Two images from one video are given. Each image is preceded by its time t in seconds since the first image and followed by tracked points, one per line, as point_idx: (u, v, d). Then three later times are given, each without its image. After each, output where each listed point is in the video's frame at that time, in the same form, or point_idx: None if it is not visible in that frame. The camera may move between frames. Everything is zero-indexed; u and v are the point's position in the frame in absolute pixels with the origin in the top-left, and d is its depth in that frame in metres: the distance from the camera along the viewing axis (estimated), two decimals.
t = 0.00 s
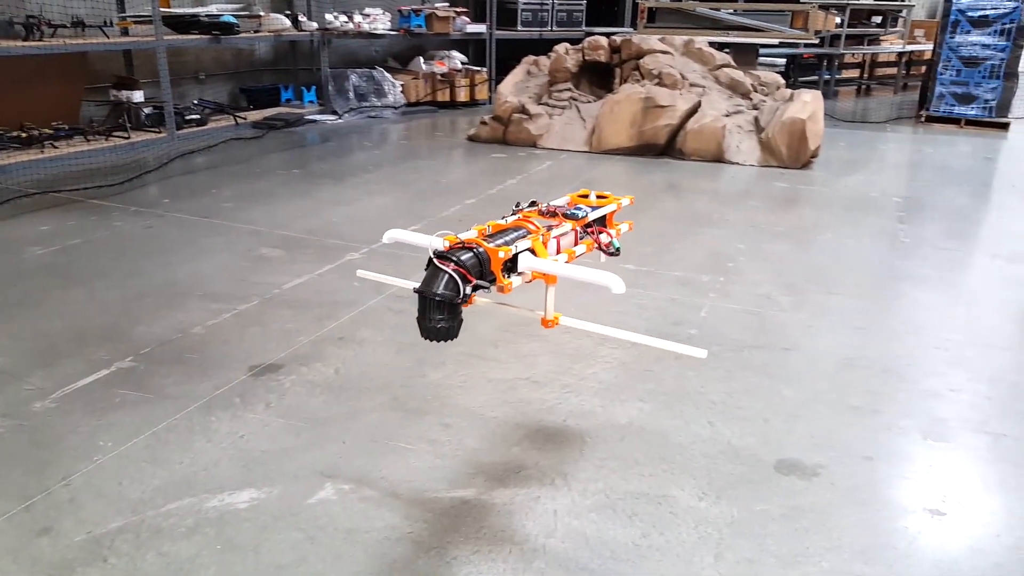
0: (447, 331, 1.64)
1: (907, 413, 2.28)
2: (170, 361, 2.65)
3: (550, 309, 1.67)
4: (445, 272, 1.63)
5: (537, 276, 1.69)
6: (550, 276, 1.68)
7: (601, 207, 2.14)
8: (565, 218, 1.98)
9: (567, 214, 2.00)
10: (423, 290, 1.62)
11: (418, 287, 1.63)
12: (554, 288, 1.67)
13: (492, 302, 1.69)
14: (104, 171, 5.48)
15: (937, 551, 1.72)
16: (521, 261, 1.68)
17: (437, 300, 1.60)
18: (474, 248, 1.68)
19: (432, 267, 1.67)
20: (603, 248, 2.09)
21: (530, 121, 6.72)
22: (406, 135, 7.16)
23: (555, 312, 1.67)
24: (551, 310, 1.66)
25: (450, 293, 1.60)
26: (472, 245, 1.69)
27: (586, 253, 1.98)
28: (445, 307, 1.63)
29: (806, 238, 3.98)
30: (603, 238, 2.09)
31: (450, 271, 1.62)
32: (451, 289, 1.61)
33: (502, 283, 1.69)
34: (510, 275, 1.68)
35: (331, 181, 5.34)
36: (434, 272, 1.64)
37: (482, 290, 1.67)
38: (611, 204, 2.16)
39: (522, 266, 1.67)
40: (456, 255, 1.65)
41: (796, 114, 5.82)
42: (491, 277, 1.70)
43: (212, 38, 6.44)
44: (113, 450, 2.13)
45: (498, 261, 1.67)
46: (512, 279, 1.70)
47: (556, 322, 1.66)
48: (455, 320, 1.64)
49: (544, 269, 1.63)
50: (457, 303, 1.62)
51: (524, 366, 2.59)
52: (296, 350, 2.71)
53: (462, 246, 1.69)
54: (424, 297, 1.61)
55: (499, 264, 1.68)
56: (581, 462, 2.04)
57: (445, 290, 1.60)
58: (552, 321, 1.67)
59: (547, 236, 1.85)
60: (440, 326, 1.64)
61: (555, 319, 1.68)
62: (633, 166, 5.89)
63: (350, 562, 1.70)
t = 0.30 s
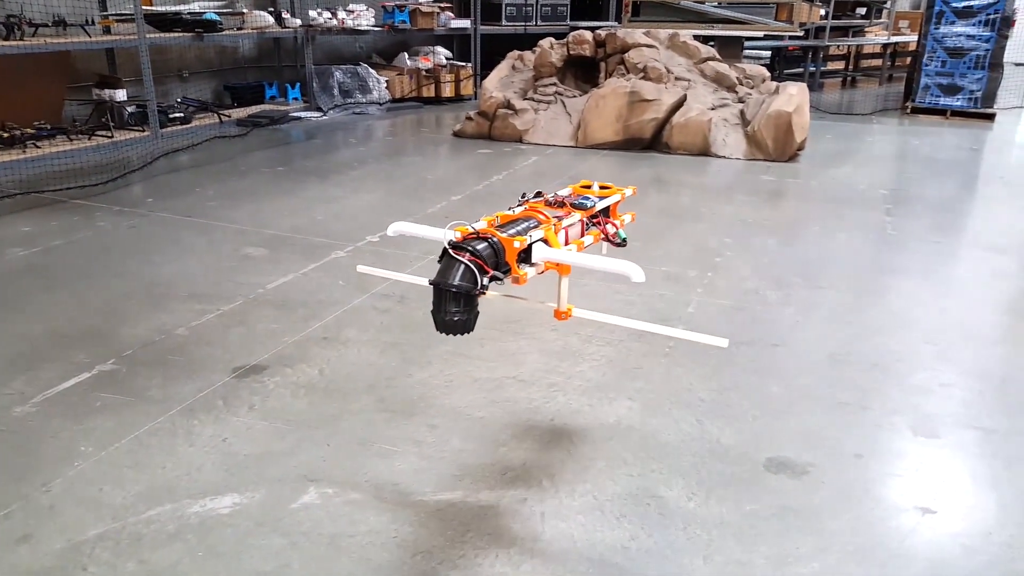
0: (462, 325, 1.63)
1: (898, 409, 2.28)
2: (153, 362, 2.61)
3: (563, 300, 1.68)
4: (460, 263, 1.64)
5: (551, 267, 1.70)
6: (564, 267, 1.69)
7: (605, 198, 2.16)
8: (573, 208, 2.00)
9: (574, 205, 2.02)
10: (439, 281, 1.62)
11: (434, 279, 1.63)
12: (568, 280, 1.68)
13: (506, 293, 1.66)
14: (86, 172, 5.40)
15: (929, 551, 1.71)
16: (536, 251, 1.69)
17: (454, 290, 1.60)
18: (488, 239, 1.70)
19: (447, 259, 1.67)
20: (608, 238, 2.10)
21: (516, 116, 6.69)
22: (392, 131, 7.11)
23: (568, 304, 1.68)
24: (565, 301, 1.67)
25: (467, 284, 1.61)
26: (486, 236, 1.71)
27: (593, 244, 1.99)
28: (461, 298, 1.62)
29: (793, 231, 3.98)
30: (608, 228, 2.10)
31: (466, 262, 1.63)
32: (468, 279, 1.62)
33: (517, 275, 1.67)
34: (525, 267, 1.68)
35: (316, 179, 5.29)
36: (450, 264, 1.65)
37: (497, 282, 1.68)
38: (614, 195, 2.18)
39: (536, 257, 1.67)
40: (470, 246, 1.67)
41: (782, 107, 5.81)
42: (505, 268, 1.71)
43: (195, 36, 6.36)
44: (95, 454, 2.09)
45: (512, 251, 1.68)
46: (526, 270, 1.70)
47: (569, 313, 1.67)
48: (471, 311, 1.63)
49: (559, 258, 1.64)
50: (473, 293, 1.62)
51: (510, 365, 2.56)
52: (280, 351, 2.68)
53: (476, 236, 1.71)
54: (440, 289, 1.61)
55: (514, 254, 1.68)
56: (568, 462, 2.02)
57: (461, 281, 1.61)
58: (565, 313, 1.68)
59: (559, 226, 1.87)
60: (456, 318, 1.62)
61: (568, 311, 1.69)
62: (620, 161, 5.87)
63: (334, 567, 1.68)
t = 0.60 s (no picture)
0: (472, 326, 1.62)
1: (879, 421, 2.27)
2: (132, 360, 2.57)
3: (569, 303, 1.74)
4: (471, 264, 1.63)
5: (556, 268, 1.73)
6: (571, 270, 1.73)
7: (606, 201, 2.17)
8: (577, 209, 1.99)
9: (578, 207, 2.01)
10: (450, 283, 1.60)
11: (444, 280, 1.62)
12: (575, 282, 1.73)
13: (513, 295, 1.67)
14: (73, 165, 5.34)
15: (908, 565, 1.70)
16: (545, 254, 1.70)
17: (465, 292, 1.59)
18: (498, 240, 1.68)
19: (457, 259, 1.66)
20: (609, 240, 2.11)
21: (509, 119, 6.67)
22: (385, 131, 7.08)
23: (575, 307, 1.74)
24: (572, 304, 1.73)
25: (478, 286, 1.60)
26: (496, 237, 1.70)
27: (595, 246, 1.99)
28: (472, 300, 1.61)
29: (781, 240, 3.98)
30: (607, 230, 2.12)
31: (477, 263, 1.62)
32: (479, 281, 1.60)
33: (526, 276, 1.68)
34: (533, 269, 1.68)
35: (305, 177, 5.26)
36: (461, 265, 1.63)
37: (507, 284, 1.67)
38: (614, 198, 2.19)
39: (544, 259, 1.69)
40: (481, 247, 1.66)
41: (774, 116, 5.82)
42: (514, 269, 1.70)
43: (188, 31, 6.32)
44: (68, 453, 2.06)
45: (522, 252, 1.67)
46: (535, 272, 1.71)
47: (576, 316, 1.73)
48: (481, 313, 1.62)
49: (567, 260, 1.65)
50: (484, 296, 1.61)
51: (493, 369, 2.54)
52: (261, 351, 2.65)
53: (485, 237, 1.70)
54: (450, 290, 1.60)
55: (523, 256, 1.68)
56: (548, 470, 2.00)
57: (472, 281, 1.59)
58: (571, 315, 1.75)
59: (564, 228, 1.85)
60: (465, 320, 1.61)
61: (574, 313, 1.75)
62: (612, 166, 5.86)
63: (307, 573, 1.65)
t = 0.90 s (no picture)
0: (483, 330, 1.59)
1: (865, 421, 2.27)
2: (115, 366, 2.54)
3: (575, 304, 1.71)
4: (482, 267, 1.60)
5: (560, 269, 1.71)
6: (577, 271, 1.71)
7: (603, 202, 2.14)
8: (578, 211, 1.96)
9: (579, 208, 1.98)
10: (461, 287, 1.58)
11: (456, 283, 1.60)
12: (580, 283, 1.71)
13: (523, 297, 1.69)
14: (57, 169, 5.29)
15: (894, 565, 1.69)
16: (551, 255, 1.67)
17: (477, 296, 1.57)
18: (508, 242, 1.67)
19: (467, 262, 1.64)
20: (607, 241, 2.09)
21: (497, 121, 6.66)
22: (374, 133, 7.05)
23: (579, 308, 1.71)
24: (578, 306, 1.70)
25: (490, 289, 1.57)
26: (505, 240, 1.68)
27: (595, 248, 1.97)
28: (483, 303, 1.59)
29: (768, 241, 3.98)
30: (606, 231, 2.09)
31: (488, 266, 1.60)
32: (490, 284, 1.58)
33: (534, 279, 1.68)
34: (542, 270, 1.69)
35: (292, 180, 5.23)
36: (472, 268, 1.61)
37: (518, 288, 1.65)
38: (611, 198, 2.16)
39: (549, 260, 1.65)
40: (491, 250, 1.63)
41: (761, 117, 5.84)
42: (523, 272, 1.68)
43: (174, 34, 6.27)
44: (48, 461, 2.02)
45: (530, 255, 1.65)
46: (543, 274, 1.70)
47: (582, 318, 1.70)
48: (492, 317, 1.59)
49: (574, 262, 1.62)
50: (496, 299, 1.58)
51: (480, 373, 2.53)
52: (246, 356, 2.62)
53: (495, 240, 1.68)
54: (461, 293, 1.58)
55: (532, 259, 1.66)
56: (535, 474, 1.99)
57: (483, 284, 1.57)
58: (576, 317, 1.71)
59: (569, 230, 1.82)
60: (477, 324, 1.59)
61: (579, 315, 1.72)
62: (600, 168, 5.86)
63: None
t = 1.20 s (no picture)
0: (497, 334, 1.58)
1: (852, 415, 2.28)
2: (99, 375, 2.51)
3: (581, 306, 1.71)
4: (494, 271, 1.58)
5: (566, 272, 1.69)
6: (583, 272, 1.68)
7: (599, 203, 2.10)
8: (578, 213, 1.92)
9: (578, 211, 1.94)
10: (474, 291, 1.57)
11: (469, 288, 1.58)
12: (586, 285, 1.68)
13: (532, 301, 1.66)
14: (38, 177, 5.23)
15: (883, 558, 1.69)
16: (558, 259, 1.64)
17: (490, 301, 1.55)
18: (517, 247, 1.63)
19: (479, 266, 1.62)
20: (605, 242, 2.04)
21: (483, 122, 6.64)
22: (359, 136, 7.02)
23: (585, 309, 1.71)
24: (584, 307, 1.70)
25: (503, 294, 1.56)
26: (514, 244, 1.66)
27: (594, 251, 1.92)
28: (497, 307, 1.57)
29: (755, 239, 3.99)
30: (605, 231, 2.04)
31: (500, 270, 1.58)
32: (503, 289, 1.57)
33: (544, 282, 1.66)
34: (550, 273, 1.67)
35: (277, 184, 5.20)
36: (484, 272, 1.59)
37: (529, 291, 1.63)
38: (607, 199, 2.12)
39: (557, 263, 1.63)
40: (502, 255, 1.61)
41: (745, 115, 5.86)
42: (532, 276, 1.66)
43: (155, 39, 6.22)
44: (32, 473, 1.99)
45: (540, 259, 1.63)
46: (551, 276, 1.68)
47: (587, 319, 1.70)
48: (506, 321, 1.58)
49: (582, 266, 1.61)
50: (509, 303, 1.57)
51: (468, 375, 2.51)
52: (232, 362, 2.60)
53: (503, 244, 1.65)
54: (475, 298, 1.56)
55: (541, 262, 1.64)
56: (525, 475, 1.98)
57: (497, 289, 1.56)
58: (582, 318, 1.72)
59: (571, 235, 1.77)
60: (490, 328, 1.57)
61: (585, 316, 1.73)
62: (587, 167, 5.86)
63: None
